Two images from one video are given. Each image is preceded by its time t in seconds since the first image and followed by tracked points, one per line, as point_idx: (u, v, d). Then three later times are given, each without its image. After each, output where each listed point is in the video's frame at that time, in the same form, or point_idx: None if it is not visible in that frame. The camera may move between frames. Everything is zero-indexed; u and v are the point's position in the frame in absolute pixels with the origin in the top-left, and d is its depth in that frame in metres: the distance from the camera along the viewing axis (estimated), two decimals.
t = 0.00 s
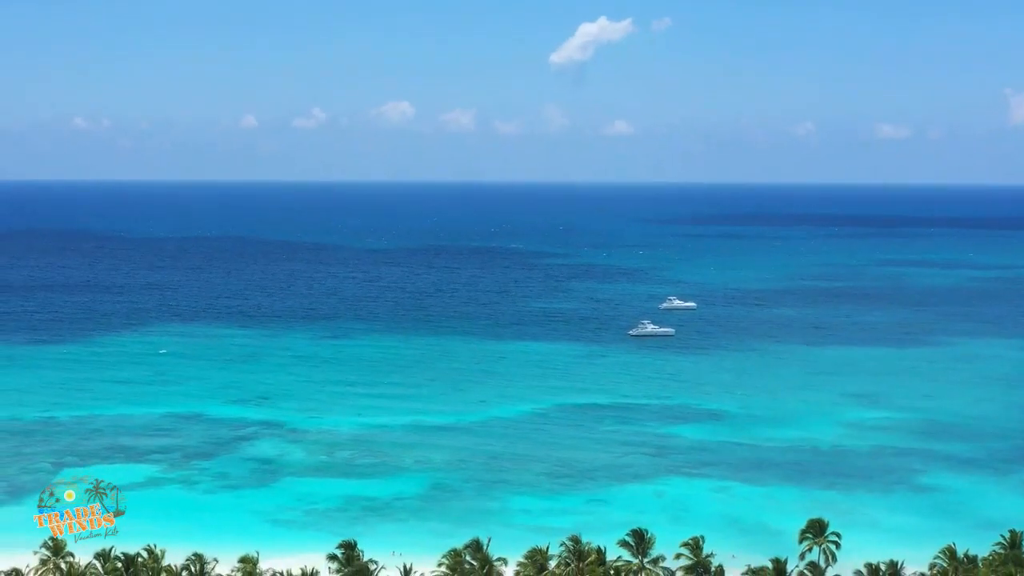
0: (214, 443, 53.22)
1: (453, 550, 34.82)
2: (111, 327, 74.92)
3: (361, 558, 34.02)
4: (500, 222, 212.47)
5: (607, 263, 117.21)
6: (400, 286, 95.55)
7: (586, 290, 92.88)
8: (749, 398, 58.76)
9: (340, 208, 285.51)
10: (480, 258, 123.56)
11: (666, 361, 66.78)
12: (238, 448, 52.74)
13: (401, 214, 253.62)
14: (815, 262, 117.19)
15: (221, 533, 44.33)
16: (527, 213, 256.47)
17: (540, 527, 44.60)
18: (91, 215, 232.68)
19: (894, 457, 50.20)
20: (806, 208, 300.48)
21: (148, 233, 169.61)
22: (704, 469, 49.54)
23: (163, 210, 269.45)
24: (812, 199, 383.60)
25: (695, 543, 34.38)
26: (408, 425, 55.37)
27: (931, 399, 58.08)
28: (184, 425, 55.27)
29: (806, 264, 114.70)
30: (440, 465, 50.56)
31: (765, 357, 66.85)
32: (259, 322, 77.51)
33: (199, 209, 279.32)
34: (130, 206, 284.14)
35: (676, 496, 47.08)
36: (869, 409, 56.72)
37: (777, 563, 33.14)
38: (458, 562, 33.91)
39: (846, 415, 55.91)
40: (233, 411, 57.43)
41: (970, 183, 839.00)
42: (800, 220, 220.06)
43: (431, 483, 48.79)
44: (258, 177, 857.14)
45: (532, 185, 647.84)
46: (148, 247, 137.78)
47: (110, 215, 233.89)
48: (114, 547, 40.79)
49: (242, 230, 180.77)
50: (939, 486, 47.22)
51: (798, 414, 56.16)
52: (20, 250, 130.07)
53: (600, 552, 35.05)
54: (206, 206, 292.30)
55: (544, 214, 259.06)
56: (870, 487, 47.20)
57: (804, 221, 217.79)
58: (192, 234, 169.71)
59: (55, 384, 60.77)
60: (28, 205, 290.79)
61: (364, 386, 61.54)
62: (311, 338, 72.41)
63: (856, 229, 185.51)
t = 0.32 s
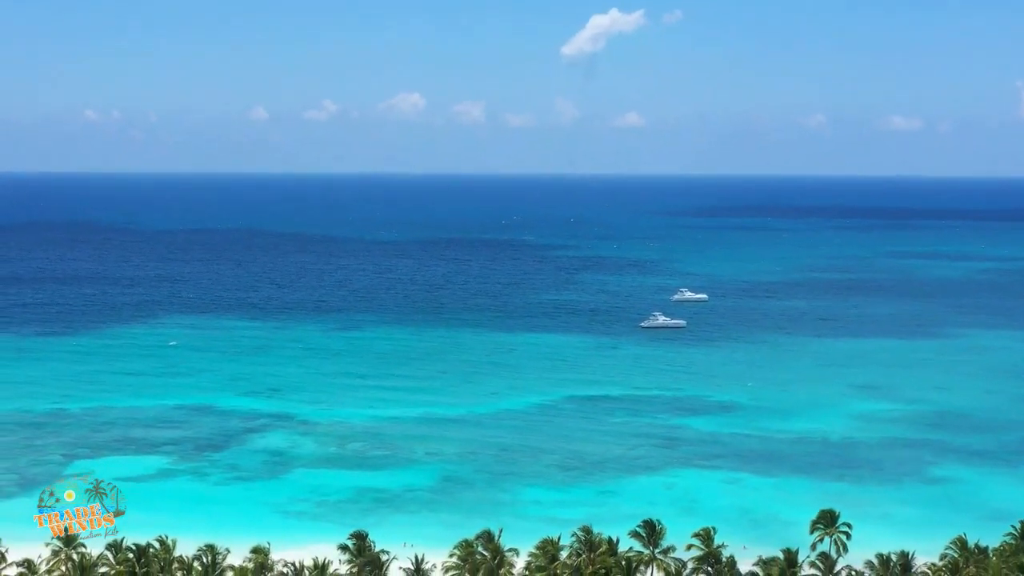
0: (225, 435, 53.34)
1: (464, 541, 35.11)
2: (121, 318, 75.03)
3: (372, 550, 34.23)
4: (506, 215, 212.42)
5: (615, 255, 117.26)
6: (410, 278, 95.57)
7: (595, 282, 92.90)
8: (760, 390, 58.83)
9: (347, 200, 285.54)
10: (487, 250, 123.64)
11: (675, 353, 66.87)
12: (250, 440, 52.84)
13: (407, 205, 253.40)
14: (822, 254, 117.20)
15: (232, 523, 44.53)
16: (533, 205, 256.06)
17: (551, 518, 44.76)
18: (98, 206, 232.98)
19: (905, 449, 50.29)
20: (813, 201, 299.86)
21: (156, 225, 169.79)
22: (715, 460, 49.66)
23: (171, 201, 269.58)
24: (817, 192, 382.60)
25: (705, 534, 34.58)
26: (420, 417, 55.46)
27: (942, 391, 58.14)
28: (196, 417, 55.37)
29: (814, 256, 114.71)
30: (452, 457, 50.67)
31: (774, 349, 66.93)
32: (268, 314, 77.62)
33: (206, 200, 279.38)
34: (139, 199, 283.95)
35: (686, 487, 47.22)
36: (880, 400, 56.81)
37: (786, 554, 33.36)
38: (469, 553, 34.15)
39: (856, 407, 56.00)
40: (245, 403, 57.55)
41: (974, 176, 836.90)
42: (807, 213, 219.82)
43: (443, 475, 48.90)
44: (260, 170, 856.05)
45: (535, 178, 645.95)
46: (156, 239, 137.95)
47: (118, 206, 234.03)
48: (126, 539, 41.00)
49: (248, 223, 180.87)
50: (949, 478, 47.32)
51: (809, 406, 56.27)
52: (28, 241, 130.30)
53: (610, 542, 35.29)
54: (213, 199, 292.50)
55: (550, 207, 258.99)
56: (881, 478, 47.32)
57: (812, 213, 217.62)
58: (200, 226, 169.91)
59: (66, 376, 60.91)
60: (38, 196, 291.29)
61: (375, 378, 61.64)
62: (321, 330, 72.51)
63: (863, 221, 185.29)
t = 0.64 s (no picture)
0: (237, 426, 53.46)
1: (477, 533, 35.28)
2: (130, 310, 75.10)
3: (384, 540, 34.30)
4: (513, 206, 212.09)
5: (624, 247, 117.25)
6: (419, 270, 95.61)
7: (604, 274, 92.94)
8: (771, 381, 58.91)
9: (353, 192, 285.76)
10: (495, 242, 123.52)
11: (685, 345, 66.92)
12: (261, 431, 52.95)
13: (414, 198, 253.47)
14: (831, 246, 117.02)
15: (243, 514, 44.68)
16: (540, 198, 256.09)
17: (562, 509, 44.91)
18: (107, 199, 233.45)
19: (916, 441, 50.38)
20: (820, 193, 299.69)
21: (165, 217, 169.82)
22: (726, 451, 49.76)
23: (179, 193, 270.20)
24: (822, 185, 381.84)
25: (717, 524, 34.69)
26: (432, 409, 55.55)
27: (952, 383, 58.20)
28: (207, 409, 55.50)
29: (823, 248, 114.46)
30: (464, 449, 50.77)
31: (784, 341, 66.99)
32: (278, 306, 77.69)
33: (213, 192, 279.84)
34: (146, 190, 284.59)
35: (697, 478, 47.33)
36: (891, 392, 56.88)
37: (796, 546, 33.47)
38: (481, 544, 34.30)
39: (868, 398, 56.06)
40: (257, 395, 57.66)
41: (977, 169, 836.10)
42: (815, 205, 219.48)
43: (455, 466, 49.03)
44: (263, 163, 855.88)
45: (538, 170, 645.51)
46: (164, 231, 138.23)
47: (126, 199, 234.58)
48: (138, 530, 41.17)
49: (257, 214, 181.15)
50: (960, 469, 47.44)
51: (819, 398, 56.35)
52: (37, 233, 130.67)
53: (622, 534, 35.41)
54: (221, 190, 293.11)
55: (556, 198, 258.69)
56: (892, 470, 47.44)
57: (819, 205, 217.30)
58: (208, 218, 170.18)
59: (77, 367, 61.07)
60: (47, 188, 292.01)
61: (386, 370, 61.68)
62: (331, 322, 72.60)
63: (872, 213, 184.90)
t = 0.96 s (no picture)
0: (250, 418, 53.61)
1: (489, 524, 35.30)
2: (140, 302, 75.23)
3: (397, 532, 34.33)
4: (520, 198, 211.86)
5: (635, 239, 117.21)
6: (430, 262, 95.62)
7: (615, 266, 92.95)
8: (783, 374, 58.98)
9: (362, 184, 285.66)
10: (503, 234, 123.45)
11: (695, 337, 66.96)
12: (275, 423, 53.05)
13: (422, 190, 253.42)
14: (840, 238, 116.84)
15: (256, 505, 44.82)
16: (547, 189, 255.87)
17: (575, 501, 45.03)
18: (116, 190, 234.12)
19: (929, 433, 50.43)
20: (829, 185, 298.44)
21: (172, 209, 169.95)
22: (739, 443, 49.87)
23: (189, 185, 270.33)
24: (832, 176, 380.53)
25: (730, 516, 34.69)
26: (445, 402, 55.63)
27: (964, 375, 58.20)
28: (221, 401, 55.64)
29: (832, 240, 114.27)
30: (477, 441, 50.87)
31: (794, 334, 67.03)
32: (288, 298, 77.79)
33: (220, 183, 280.72)
34: (155, 183, 285.11)
35: (709, 470, 47.43)
36: (904, 385, 56.92)
37: (809, 537, 33.53)
38: (494, 535, 34.31)
39: (880, 390, 56.10)
40: (269, 387, 57.80)
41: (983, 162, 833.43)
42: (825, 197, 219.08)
43: (468, 458, 49.13)
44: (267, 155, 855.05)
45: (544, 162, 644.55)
46: (174, 223, 138.32)
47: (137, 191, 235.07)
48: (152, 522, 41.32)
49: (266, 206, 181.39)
50: (973, 461, 47.50)
51: (832, 390, 56.41)
52: (49, 225, 130.99)
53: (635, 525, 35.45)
54: (229, 183, 293.29)
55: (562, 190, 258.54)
56: (904, 462, 47.51)
57: (829, 197, 216.64)
58: (216, 210, 170.32)
59: (89, 359, 61.20)
60: (56, 180, 292.11)
61: (398, 362, 61.78)
62: (341, 315, 72.72)
63: (883, 205, 184.36)
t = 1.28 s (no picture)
0: (262, 410, 53.75)
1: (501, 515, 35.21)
2: (148, 293, 75.28)
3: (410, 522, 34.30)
4: (527, 190, 211.66)
5: (644, 231, 117.22)
6: (438, 254, 95.62)
7: (623, 258, 92.93)
8: (793, 366, 59.11)
9: (369, 176, 285.47)
10: (510, 227, 123.30)
11: (705, 329, 67.03)
12: (287, 415, 53.19)
13: (430, 182, 253.20)
14: (848, 231, 116.74)
15: (267, 497, 44.92)
16: (555, 182, 255.51)
17: (587, 492, 45.16)
18: (126, 182, 234.57)
19: (940, 425, 50.53)
20: (837, 176, 297.76)
21: (178, 201, 169.86)
22: (751, 435, 50.00)
23: (198, 177, 270.48)
24: (837, 169, 379.55)
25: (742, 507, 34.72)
26: (456, 394, 55.75)
27: (974, 368, 58.31)
28: (232, 393, 55.77)
29: (840, 232, 114.18)
30: (490, 433, 51.05)
31: (803, 326, 67.09)
32: (296, 290, 77.84)
33: (225, 175, 280.70)
34: (163, 174, 285.08)
35: (721, 462, 47.55)
36: (915, 377, 57.02)
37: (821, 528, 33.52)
38: (506, 526, 34.26)
39: (891, 383, 56.21)
40: (281, 379, 57.93)
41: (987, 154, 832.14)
42: (834, 189, 218.71)
43: (481, 450, 49.30)
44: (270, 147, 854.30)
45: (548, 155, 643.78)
46: (183, 214, 138.33)
47: (143, 182, 235.03)
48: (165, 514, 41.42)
49: (274, 198, 181.53)
50: (984, 453, 47.63)
51: (843, 382, 56.53)
52: (58, 217, 131.22)
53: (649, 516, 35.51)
54: (236, 175, 292.97)
55: (567, 182, 258.08)
56: (916, 454, 47.66)
57: (839, 190, 216.21)
58: (222, 201, 170.21)
59: (99, 351, 61.31)
60: (62, 172, 292.08)
61: (409, 354, 61.88)
62: (351, 307, 72.82)
63: (891, 197, 183.92)
